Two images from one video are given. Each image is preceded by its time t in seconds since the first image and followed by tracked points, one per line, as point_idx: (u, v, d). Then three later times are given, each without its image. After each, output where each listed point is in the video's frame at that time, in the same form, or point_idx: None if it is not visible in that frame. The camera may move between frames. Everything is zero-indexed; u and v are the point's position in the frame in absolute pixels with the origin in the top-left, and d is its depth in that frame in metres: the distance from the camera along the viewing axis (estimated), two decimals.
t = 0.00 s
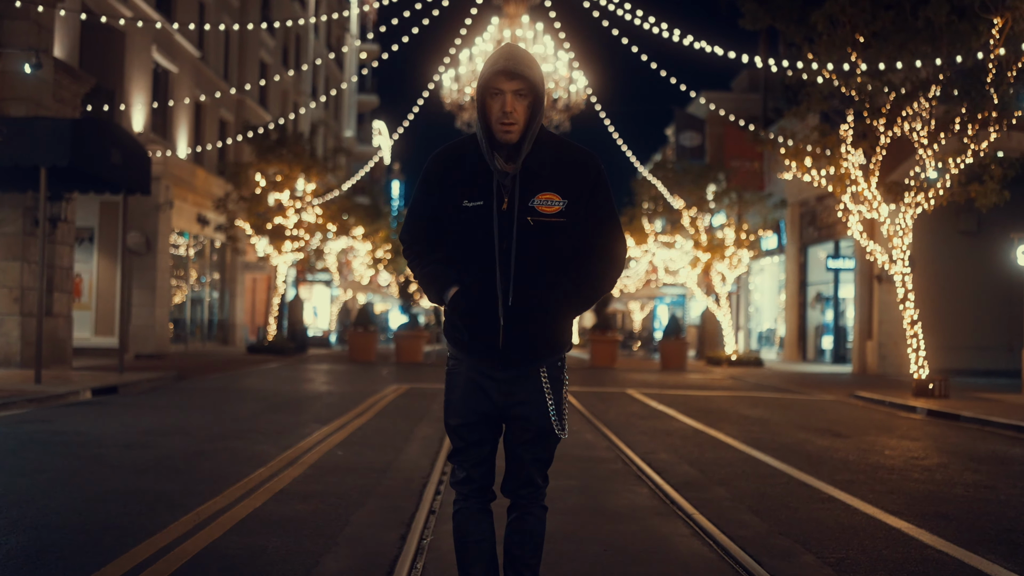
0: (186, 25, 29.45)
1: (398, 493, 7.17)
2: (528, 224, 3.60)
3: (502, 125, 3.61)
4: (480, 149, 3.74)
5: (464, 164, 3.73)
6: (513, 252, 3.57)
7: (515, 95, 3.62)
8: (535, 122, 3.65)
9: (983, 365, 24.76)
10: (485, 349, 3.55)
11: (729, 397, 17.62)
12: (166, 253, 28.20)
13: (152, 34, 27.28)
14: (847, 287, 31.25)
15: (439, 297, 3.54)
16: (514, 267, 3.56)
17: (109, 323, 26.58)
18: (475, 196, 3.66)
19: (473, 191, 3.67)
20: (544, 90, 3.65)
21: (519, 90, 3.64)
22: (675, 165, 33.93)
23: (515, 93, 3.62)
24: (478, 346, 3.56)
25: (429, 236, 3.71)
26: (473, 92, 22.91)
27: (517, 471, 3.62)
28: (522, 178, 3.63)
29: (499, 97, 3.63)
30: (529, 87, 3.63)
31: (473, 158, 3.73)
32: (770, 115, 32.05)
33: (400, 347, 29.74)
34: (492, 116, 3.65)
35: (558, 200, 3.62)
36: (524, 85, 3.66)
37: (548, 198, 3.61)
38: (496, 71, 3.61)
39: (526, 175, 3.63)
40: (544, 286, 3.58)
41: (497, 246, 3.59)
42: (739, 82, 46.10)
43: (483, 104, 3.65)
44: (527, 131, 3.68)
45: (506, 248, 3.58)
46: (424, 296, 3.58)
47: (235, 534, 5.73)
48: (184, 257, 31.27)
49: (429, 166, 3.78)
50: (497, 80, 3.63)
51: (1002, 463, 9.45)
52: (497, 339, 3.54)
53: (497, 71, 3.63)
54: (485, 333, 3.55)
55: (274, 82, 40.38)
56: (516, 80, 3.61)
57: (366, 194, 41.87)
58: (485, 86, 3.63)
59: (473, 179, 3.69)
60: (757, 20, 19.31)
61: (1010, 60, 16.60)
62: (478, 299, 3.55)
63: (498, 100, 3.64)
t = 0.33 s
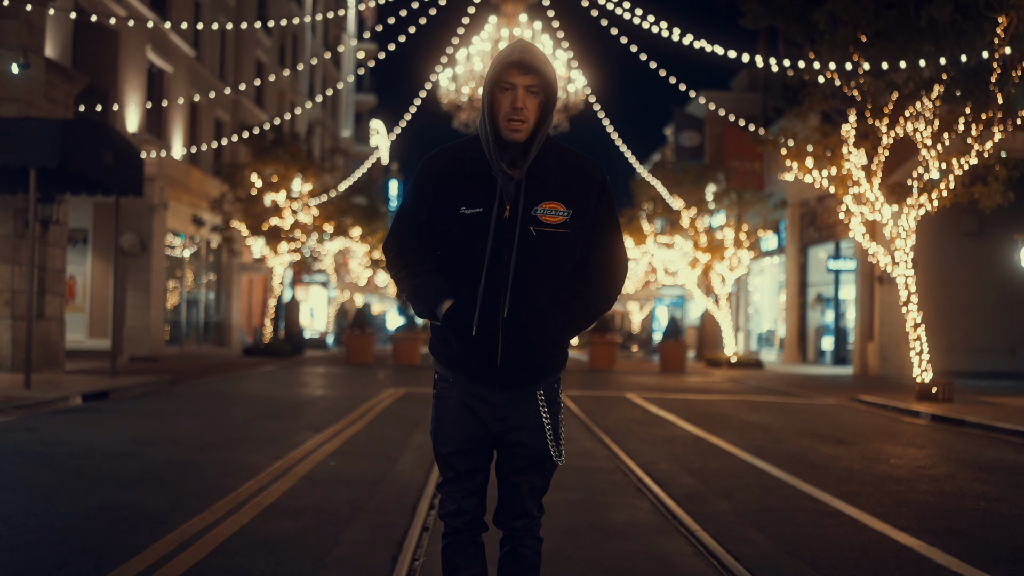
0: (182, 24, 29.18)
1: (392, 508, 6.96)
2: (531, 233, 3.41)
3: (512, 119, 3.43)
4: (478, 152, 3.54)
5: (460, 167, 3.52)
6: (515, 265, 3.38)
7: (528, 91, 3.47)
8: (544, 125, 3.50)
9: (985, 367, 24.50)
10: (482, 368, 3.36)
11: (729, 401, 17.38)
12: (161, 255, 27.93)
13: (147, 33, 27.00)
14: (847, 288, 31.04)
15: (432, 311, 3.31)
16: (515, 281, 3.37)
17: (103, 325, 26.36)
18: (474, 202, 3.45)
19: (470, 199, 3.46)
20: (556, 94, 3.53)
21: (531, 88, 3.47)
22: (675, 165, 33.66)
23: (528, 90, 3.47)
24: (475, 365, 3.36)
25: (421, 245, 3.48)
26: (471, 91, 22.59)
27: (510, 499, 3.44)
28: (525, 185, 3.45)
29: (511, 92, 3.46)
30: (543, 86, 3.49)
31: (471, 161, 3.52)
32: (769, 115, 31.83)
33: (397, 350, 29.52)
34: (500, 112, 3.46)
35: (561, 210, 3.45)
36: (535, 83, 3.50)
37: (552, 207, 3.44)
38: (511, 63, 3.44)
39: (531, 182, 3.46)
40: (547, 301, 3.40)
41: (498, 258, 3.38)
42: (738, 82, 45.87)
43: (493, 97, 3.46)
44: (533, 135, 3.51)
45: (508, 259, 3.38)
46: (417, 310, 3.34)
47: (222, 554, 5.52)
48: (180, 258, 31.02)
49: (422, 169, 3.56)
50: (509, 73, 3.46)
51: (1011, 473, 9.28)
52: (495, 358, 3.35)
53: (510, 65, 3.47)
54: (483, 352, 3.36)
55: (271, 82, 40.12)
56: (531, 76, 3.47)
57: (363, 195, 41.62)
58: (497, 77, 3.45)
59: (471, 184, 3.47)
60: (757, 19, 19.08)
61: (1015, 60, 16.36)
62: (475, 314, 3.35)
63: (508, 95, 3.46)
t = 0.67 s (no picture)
0: (178, 24, 28.95)
1: (383, 524, 6.76)
2: (528, 244, 3.23)
3: (515, 115, 3.26)
4: (474, 157, 3.37)
5: (452, 174, 3.33)
6: (511, 279, 3.19)
7: (532, 89, 3.31)
8: (547, 126, 3.34)
9: (984, 369, 24.30)
10: (473, 391, 3.15)
11: (729, 406, 17.16)
12: (155, 256, 27.70)
13: (142, 33, 26.79)
14: (847, 289, 30.85)
15: (420, 327, 3.10)
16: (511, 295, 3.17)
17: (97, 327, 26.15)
18: (466, 211, 3.26)
19: (461, 206, 3.27)
20: (561, 96, 3.37)
21: (535, 86, 3.31)
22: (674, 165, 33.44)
23: (532, 87, 3.31)
24: (465, 388, 3.15)
25: (406, 258, 3.27)
26: (468, 92, 21.95)
27: (499, 533, 3.24)
28: (522, 194, 3.28)
29: (514, 89, 3.30)
30: (548, 85, 3.34)
31: (465, 167, 3.34)
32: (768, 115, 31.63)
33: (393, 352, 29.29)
34: (502, 109, 3.29)
35: (559, 222, 3.28)
36: (540, 82, 3.34)
37: (549, 219, 3.27)
38: (517, 58, 3.28)
39: (529, 192, 3.29)
40: (542, 320, 3.20)
41: (491, 272, 3.18)
42: (737, 81, 45.70)
43: (495, 93, 3.29)
44: (536, 137, 3.35)
45: (501, 272, 3.19)
46: (404, 328, 3.12)
47: None
48: (175, 259, 30.79)
49: (411, 176, 3.36)
50: (513, 68, 3.30)
51: (1018, 484, 9.12)
52: (488, 378, 3.15)
53: (515, 61, 3.32)
54: (474, 374, 3.15)
55: (268, 82, 39.90)
56: (537, 73, 3.31)
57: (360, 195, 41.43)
58: (501, 71, 3.29)
59: (465, 192, 3.29)
60: (757, 19, 18.87)
61: (1018, 60, 16.13)
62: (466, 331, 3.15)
63: (511, 92, 3.30)
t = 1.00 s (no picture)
0: (173, 23, 28.64)
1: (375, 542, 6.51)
2: (525, 256, 2.97)
3: (510, 113, 3.06)
4: (468, 162, 3.14)
5: (443, 182, 3.09)
6: (509, 296, 2.93)
7: (527, 85, 3.11)
8: (543, 126, 3.13)
9: (988, 371, 24.19)
10: (468, 421, 2.89)
11: (730, 411, 16.91)
12: (149, 257, 27.39)
13: (136, 31, 26.52)
14: (847, 291, 30.62)
15: (410, 350, 2.84)
16: (508, 314, 2.91)
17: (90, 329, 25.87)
18: (458, 223, 3.01)
19: (452, 218, 3.01)
20: (558, 93, 3.17)
21: (530, 83, 3.11)
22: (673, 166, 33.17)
23: (527, 83, 3.10)
24: (458, 418, 2.90)
25: (395, 275, 3.03)
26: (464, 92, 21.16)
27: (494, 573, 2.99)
28: (519, 202, 3.04)
29: (508, 84, 3.10)
30: (545, 81, 3.13)
31: (458, 173, 3.11)
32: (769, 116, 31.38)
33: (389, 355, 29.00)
34: (496, 107, 3.09)
35: (558, 233, 3.02)
36: (535, 79, 3.14)
37: (548, 229, 3.01)
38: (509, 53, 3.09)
39: (526, 200, 3.05)
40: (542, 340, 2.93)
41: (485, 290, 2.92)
42: (737, 81, 45.43)
43: (487, 91, 3.09)
44: (532, 137, 3.14)
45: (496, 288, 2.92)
46: (392, 351, 2.87)
47: None
48: (170, 260, 30.53)
49: (400, 187, 3.12)
50: (506, 64, 3.11)
51: None
52: (484, 405, 2.89)
53: (508, 56, 3.12)
54: (467, 402, 2.90)
55: (264, 81, 39.60)
56: (532, 67, 3.11)
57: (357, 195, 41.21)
58: (495, 68, 3.08)
59: (457, 203, 3.04)
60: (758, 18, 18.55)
61: None
62: (457, 351, 2.89)
63: (505, 89, 3.10)
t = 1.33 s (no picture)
0: (169, 24, 28.43)
1: (370, 561, 6.34)
2: (523, 277, 2.78)
3: (500, 120, 2.87)
4: (462, 180, 2.97)
5: (435, 203, 2.93)
6: (506, 320, 2.74)
7: (518, 91, 2.92)
8: (538, 133, 2.93)
9: (986, 375, 24.16)
10: (465, 458, 2.71)
11: (730, 417, 16.75)
12: (144, 260, 27.15)
13: (131, 32, 26.27)
14: (847, 294, 30.48)
15: (400, 381, 2.69)
16: (506, 339, 2.72)
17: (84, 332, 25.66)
18: (451, 243, 2.83)
19: (444, 239, 2.85)
20: (551, 97, 2.97)
21: (520, 90, 2.93)
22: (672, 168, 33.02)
23: (517, 88, 2.92)
24: (455, 454, 2.72)
25: (387, 301, 2.87)
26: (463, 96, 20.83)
27: None
28: (515, 221, 2.86)
29: (497, 92, 2.92)
30: (537, 88, 2.94)
31: (452, 191, 2.94)
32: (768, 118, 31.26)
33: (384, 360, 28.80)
34: (486, 117, 2.90)
35: (559, 251, 2.83)
36: (526, 84, 2.95)
37: (548, 247, 2.82)
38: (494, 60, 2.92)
39: (524, 220, 2.87)
40: (543, 368, 2.73)
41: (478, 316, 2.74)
42: (735, 83, 45.25)
43: (475, 102, 2.91)
44: (528, 148, 2.95)
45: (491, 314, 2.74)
46: (383, 381, 2.72)
47: None
48: (166, 261, 30.30)
49: (392, 208, 2.97)
50: (494, 70, 2.94)
51: None
52: (482, 437, 2.70)
53: (496, 63, 2.95)
54: (464, 436, 2.70)
55: (261, 82, 39.39)
56: (522, 72, 2.93)
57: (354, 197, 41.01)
58: (482, 76, 2.92)
59: (449, 223, 2.87)
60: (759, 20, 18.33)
61: None
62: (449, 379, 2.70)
63: (493, 98, 2.92)
